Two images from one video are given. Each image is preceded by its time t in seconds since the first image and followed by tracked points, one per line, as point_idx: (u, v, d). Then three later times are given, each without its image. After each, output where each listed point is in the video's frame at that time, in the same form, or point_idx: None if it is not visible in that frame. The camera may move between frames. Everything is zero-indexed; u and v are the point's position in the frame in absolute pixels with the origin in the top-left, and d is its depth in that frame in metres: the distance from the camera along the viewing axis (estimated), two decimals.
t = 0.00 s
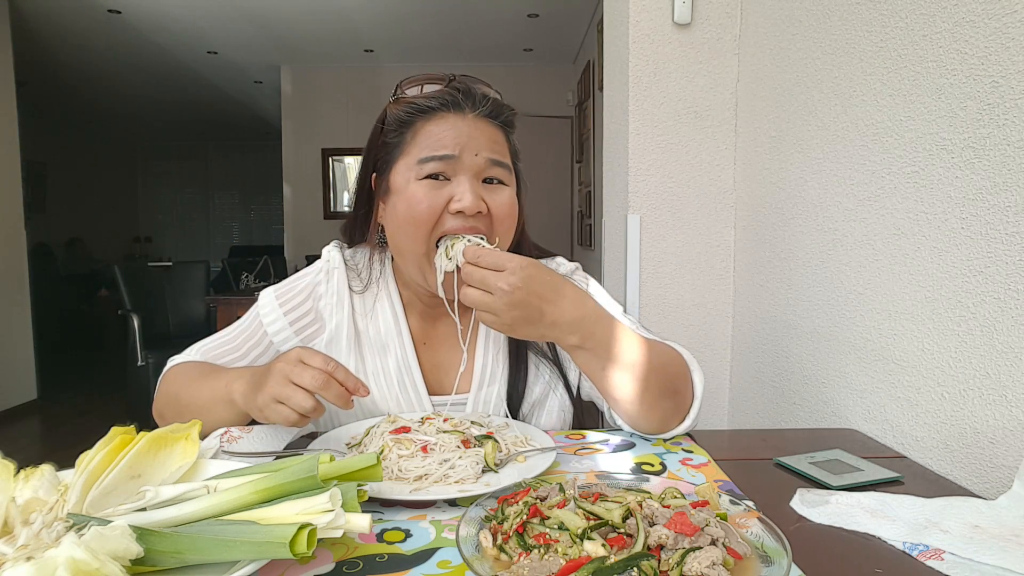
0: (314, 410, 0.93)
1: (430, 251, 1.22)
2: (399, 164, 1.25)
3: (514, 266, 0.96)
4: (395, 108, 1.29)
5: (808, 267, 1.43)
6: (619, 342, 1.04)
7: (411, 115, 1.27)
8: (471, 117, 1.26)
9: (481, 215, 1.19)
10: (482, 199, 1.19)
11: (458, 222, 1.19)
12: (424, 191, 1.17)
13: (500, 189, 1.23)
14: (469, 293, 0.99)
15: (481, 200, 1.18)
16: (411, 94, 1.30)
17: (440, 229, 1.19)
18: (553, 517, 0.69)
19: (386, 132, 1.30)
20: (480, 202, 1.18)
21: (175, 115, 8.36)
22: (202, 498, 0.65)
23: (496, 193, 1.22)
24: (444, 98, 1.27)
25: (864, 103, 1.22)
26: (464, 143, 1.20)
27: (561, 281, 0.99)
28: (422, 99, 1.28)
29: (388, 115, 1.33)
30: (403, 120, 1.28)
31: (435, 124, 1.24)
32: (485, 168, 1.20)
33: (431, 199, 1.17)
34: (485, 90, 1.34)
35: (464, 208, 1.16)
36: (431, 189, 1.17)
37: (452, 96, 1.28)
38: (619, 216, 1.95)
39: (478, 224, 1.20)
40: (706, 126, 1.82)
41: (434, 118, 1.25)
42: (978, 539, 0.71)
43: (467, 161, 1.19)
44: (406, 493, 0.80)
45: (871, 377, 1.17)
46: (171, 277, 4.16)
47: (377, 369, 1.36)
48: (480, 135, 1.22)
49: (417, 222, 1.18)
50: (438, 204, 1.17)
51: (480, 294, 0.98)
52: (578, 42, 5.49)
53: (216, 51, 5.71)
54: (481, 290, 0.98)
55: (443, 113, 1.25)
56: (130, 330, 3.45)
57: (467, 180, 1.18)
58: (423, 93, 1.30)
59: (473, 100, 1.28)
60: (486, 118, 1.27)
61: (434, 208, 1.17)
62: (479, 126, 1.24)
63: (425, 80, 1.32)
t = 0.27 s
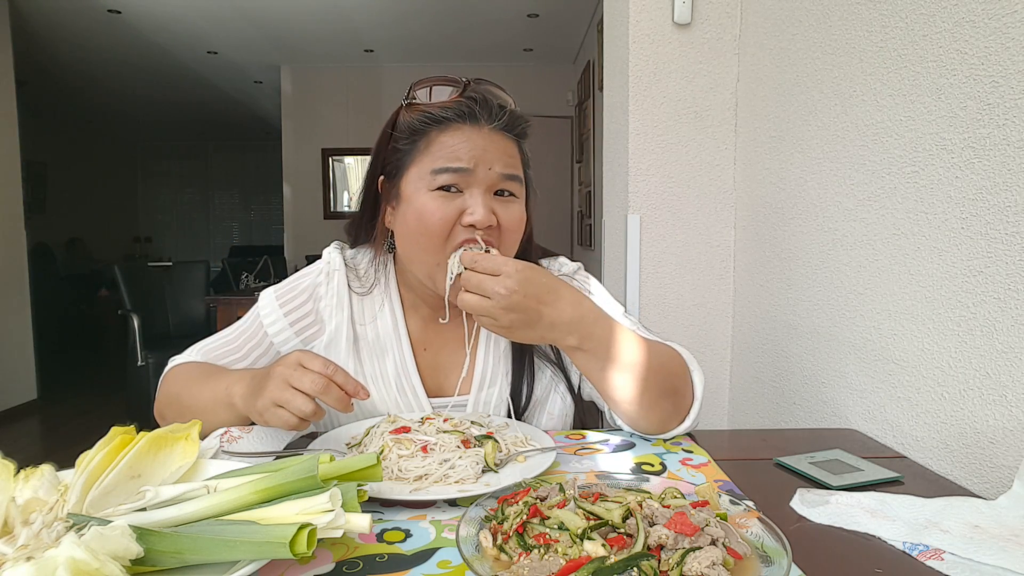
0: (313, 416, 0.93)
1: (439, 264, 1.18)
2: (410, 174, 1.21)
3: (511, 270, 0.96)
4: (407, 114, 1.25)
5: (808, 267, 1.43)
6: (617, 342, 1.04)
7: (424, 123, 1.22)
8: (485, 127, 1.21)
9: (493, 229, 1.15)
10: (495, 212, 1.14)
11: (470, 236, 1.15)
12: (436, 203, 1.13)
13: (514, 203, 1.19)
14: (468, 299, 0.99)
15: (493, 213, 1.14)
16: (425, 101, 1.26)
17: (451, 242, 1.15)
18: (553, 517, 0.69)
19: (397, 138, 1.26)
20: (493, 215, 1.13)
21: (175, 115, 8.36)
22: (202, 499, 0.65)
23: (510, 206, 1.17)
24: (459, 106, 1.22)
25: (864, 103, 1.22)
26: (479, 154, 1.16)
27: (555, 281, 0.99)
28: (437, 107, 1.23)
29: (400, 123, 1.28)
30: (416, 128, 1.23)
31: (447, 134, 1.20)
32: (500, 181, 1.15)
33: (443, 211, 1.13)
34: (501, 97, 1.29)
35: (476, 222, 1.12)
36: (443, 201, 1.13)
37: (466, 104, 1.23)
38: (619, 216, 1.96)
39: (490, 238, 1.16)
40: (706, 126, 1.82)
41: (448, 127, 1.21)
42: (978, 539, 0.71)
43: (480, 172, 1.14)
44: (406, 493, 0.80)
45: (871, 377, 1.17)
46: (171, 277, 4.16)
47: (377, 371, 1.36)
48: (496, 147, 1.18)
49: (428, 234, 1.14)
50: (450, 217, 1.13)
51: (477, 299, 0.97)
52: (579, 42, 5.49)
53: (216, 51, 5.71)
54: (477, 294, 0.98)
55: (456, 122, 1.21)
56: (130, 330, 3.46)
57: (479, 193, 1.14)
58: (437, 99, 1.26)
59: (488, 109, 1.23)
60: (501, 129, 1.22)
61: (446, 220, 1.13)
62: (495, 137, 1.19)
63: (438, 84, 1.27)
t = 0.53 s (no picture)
0: (312, 419, 0.93)
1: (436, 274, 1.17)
2: (408, 183, 1.19)
3: (515, 276, 0.94)
4: (406, 120, 1.22)
5: (807, 267, 1.44)
6: (621, 346, 1.02)
7: (423, 131, 1.19)
8: (486, 136, 1.17)
9: (491, 241, 1.13)
10: (492, 224, 1.13)
11: (467, 247, 1.13)
12: (433, 214, 1.12)
13: (513, 213, 1.17)
14: (470, 306, 0.96)
15: (491, 225, 1.12)
16: (424, 108, 1.23)
17: (448, 254, 1.13)
18: (553, 517, 0.69)
19: (396, 145, 1.24)
20: (490, 227, 1.12)
21: (175, 115, 8.36)
22: (202, 499, 0.65)
23: (509, 218, 1.15)
24: (459, 114, 1.19)
25: (864, 103, 1.22)
26: (477, 165, 1.13)
27: (561, 287, 0.97)
28: (436, 114, 1.20)
29: (400, 129, 1.26)
30: (414, 136, 1.20)
31: (446, 142, 1.17)
32: (499, 192, 1.13)
33: (440, 223, 1.11)
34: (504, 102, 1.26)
35: (473, 234, 1.10)
36: (439, 212, 1.11)
37: (467, 111, 1.20)
38: (619, 216, 1.96)
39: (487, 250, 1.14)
40: (706, 126, 1.82)
41: (447, 136, 1.17)
42: (978, 538, 0.71)
43: (479, 183, 1.11)
44: (406, 493, 0.80)
45: (871, 377, 1.17)
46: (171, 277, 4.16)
47: (376, 372, 1.36)
48: (495, 157, 1.14)
49: (424, 245, 1.13)
50: (447, 228, 1.11)
51: (481, 306, 0.95)
52: (579, 42, 5.49)
53: (216, 51, 5.71)
54: (481, 302, 0.95)
55: (456, 131, 1.18)
56: (130, 329, 3.46)
57: (477, 205, 1.12)
58: (438, 105, 1.23)
59: (489, 116, 1.20)
60: (503, 138, 1.19)
61: (442, 232, 1.11)
62: (495, 147, 1.16)
63: (439, 89, 1.24)
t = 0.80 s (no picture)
0: (311, 419, 0.93)
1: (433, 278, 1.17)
2: (405, 187, 1.18)
3: (513, 286, 0.93)
4: (405, 123, 1.22)
5: (807, 267, 1.44)
6: (620, 351, 1.02)
7: (419, 134, 1.19)
8: (485, 140, 1.17)
9: (487, 246, 1.13)
10: (489, 230, 1.12)
11: (464, 253, 1.12)
12: (429, 220, 1.11)
13: (511, 218, 1.16)
14: (468, 313, 0.95)
15: (488, 230, 1.12)
16: (422, 111, 1.22)
17: (444, 259, 1.13)
18: (553, 517, 0.69)
19: (394, 148, 1.24)
20: (487, 233, 1.11)
21: (175, 115, 8.36)
22: (202, 499, 0.65)
23: (506, 222, 1.15)
24: (456, 118, 1.18)
25: (864, 103, 1.22)
26: (475, 171, 1.12)
27: (562, 297, 0.96)
28: (433, 118, 1.19)
29: (398, 132, 1.25)
30: (411, 140, 1.20)
31: (444, 147, 1.17)
32: (496, 198, 1.12)
33: (436, 228, 1.11)
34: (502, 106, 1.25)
35: (470, 239, 1.10)
36: (436, 217, 1.11)
37: (466, 116, 1.19)
38: (619, 216, 1.96)
39: (483, 255, 1.13)
40: (706, 126, 1.82)
41: (443, 142, 1.17)
42: (977, 538, 0.71)
43: (476, 188, 1.11)
44: (406, 493, 0.80)
45: (870, 377, 1.17)
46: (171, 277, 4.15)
47: (376, 372, 1.36)
48: (492, 164, 1.13)
49: (421, 250, 1.13)
50: (444, 234, 1.11)
51: (480, 313, 0.94)
52: (578, 42, 5.49)
53: (216, 51, 5.71)
54: (480, 308, 0.94)
55: (454, 135, 1.17)
56: (130, 329, 3.47)
57: (474, 210, 1.11)
58: (436, 109, 1.22)
59: (487, 120, 1.19)
60: (501, 142, 1.18)
61: (439, 237, 1.11)
62: (492, 153, 1.15)
63: (438, 93, 1.23)
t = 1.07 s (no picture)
0: (309, 421, 0.93)
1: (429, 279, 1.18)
2: (399, 188, 1.18)
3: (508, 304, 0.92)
4: (399, 125, 1.22)
5: (807, 266, 1.44)
6: (617, 361, 1.02)
7: (413, 136, 1.19)
8: (478, 141, 1.16)
9: (481, 249, 1.13)
10: (483, 232, 1.12)
11: (459, 256, 1.13)
12: (424, 222, 1.11)
13: (505, 219, 1.16)
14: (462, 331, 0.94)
15: (481, 233, 1.12)
16: (416, 112, 1.21)
17: (439, 262, 1.14)
18: (553, 517, 0.69)
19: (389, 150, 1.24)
20: (481, 235, 1.11)
21: (175, 115, 8.36)
22: (201, 499, 0.65)
23: (501, 224, 1.15)
24: (450, 119, 1.18)
25: (864, 103, 1.22)
26: (468, 172, 1.12)
27: (554, 312, 0.96)
28: (428, 119, 1.19)
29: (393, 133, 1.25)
30: (405, 141, 1.20)
31: (437, 149, 1.16)
32: (490, 201, 1.12)
33: (431, 231, 1.11)
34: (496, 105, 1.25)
35: (464, 243, 1.10)
36: (430, 220, 1.11)
37: (459, 117, 1.19)
38: (619, 216, 1.96)
39: (478, 257, 1.14)
40: (706, 125, 1.82)
41: (437, 143, 1.16)
42: (977, 539, 0.71)
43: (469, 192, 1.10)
44: (406, 493, 0.80)
45: (870, 377, 1.17)
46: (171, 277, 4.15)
47: (375, 373, 1.36)
48: (486, 165, 1.13)
49: (416, 253, 1.14)
50: (438, 237, 1.11)
51: (472, 332, 0.93)
52: (578, 42, 5.49)
53: (216, 51, 5.71)
54: (472, 326, 0.93)
55: (447, 137, 1.16)
56: (130, 329, 3.47)
57: (468, 212, 1.11)
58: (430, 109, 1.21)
59: (481, 121, 1.18)
60: (495, 143, 1.17)
61: (434, 240, 1.11)
62: (486, 155, 1.15)
63: (432, 93, 1.22)
